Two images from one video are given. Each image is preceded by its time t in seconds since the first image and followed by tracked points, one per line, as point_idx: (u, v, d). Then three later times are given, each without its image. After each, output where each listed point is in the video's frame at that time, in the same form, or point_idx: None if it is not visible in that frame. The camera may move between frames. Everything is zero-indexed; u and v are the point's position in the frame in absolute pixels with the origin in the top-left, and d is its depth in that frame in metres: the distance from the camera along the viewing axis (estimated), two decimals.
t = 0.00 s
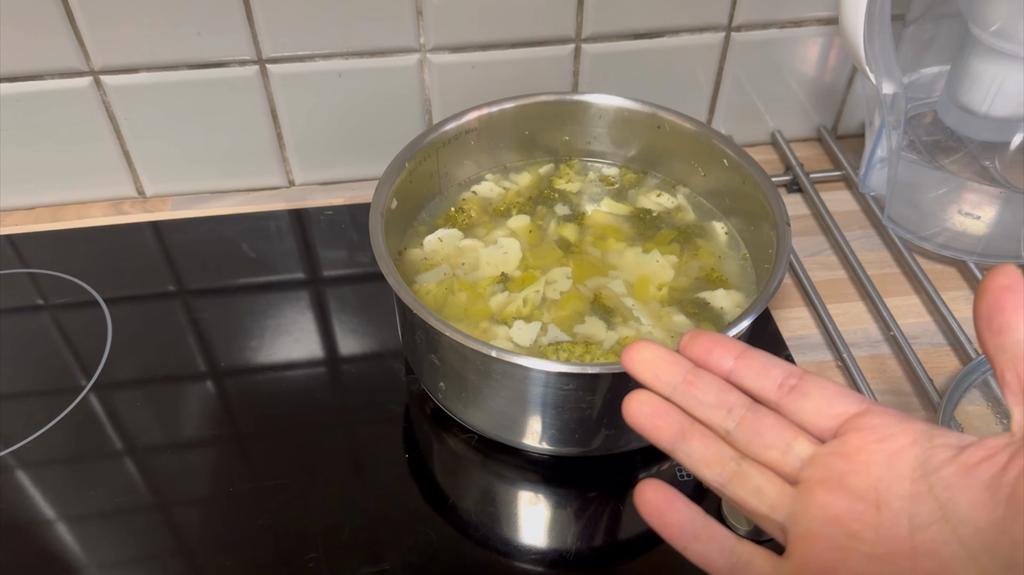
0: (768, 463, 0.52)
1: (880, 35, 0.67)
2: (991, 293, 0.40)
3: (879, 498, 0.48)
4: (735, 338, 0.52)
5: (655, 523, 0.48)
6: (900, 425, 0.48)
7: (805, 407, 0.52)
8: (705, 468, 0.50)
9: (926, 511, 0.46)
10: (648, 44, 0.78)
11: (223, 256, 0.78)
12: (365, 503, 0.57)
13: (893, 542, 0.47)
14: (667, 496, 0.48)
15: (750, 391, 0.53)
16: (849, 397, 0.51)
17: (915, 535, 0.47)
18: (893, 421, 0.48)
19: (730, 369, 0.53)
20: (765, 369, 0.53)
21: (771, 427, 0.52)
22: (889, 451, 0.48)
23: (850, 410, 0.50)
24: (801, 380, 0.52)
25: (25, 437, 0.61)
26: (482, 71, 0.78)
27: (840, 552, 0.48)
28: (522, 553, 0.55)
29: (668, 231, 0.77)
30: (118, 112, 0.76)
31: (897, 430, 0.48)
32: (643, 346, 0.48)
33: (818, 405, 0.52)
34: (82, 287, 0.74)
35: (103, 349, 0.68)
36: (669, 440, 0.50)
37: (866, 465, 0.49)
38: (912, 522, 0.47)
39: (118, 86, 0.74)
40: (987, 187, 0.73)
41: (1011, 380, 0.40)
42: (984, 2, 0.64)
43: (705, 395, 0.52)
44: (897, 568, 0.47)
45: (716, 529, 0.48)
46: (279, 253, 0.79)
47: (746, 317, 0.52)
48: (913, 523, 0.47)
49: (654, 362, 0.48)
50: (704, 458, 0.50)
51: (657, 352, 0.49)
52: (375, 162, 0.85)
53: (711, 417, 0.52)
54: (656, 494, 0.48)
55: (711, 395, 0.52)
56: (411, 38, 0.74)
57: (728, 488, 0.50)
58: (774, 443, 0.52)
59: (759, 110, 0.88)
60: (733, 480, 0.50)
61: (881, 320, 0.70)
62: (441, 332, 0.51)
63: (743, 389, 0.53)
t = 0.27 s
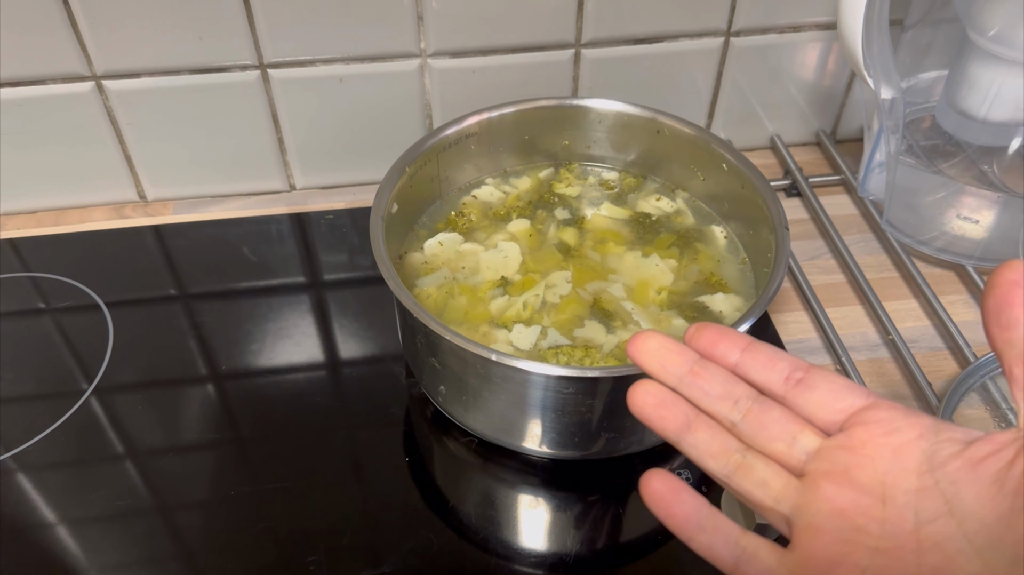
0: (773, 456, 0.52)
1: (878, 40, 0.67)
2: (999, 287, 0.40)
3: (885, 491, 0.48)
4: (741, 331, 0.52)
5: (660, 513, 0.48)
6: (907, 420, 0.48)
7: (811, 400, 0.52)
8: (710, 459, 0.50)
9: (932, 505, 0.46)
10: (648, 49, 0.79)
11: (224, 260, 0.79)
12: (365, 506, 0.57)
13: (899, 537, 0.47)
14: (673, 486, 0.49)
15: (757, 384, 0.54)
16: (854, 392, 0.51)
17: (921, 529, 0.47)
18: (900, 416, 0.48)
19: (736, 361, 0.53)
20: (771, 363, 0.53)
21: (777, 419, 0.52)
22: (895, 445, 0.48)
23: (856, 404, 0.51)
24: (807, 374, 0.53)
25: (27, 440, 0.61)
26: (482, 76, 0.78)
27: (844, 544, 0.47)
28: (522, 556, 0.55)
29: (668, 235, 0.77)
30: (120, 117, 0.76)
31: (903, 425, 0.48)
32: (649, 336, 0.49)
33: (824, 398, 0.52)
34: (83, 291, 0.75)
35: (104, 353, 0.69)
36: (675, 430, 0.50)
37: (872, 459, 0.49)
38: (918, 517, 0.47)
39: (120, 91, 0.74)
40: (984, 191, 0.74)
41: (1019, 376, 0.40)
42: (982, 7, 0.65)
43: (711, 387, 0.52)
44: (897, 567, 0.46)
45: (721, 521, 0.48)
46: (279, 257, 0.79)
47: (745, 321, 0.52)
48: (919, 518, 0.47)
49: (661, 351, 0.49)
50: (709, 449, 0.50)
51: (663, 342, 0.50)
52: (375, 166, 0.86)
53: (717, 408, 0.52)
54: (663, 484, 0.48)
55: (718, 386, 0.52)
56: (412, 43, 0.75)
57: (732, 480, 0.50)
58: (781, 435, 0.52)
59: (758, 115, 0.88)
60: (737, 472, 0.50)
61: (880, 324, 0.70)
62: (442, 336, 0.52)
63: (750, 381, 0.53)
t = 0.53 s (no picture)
0: (775, 450, 0.51)
1: (877, 45, 0.68)
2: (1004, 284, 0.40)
3: (888, 489, 0.47)
4: (744, 327, 0.52)
5: (662, 505, 0.49)
6: (911, 417, 0.46)
7: (815, 396, 0.51)
8: (712, 454, 0.50)
9: (934, 502, 0.44)
10: (647, 54, 0.79)
11: (225, 264, 0.79)
12: (365, 511, 0.57)
13: (902, 534, 0.46)
14: (675, 479, 0.48)
15: (761, 381, 0.53)
16: (859, 389, 0.50)
17: (924, 526, 0.45)
18: (904, 413, 0.46)
19: (739, 358, 0.53)
20: (774, 359, 0.53)
21: (781, 415, 0.51)
22: (900, 442, 0.46)
23: (860, 401, 0.49)
24: (812, 369, 0.52)
25: (27, 445, 0.61)
26: (482, 81, 0.79)
27: (846, 542, 0.47)
28: (522, 560, 0.55)
29: (667, 239, 0.77)
30: (121, 121, 0.76)
31: (908, 421, 0.46)
32: (651, 328, 0.50)
33: (829, 395, 0.51)
34: (84, 295, 0.75)
35: (104, 358, 0.69)
36: (677, 424, 0.49)
37: (876, 456, 0.47)
38: (921, 515, 0.45)
39: (121, 96, 0.74)
40: (983, 196, 0.74)
41: None
42: (980, 12, 0.65)
43: (715, 381, 0.51)
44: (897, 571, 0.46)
45: (724, 513, 0.48)
46: (280, 261, 0.79)
47: (744, 326, 0.52)
48: (922, 515, 0.45)
49: (663, 345, 0.50)
50: (712, 444, 0.50)
51: (667, 336, 0.50)
52: (376, 171, 0.86)
53: (720, 403, 0.51)
54: (665, 477, 0.48)
55: (721, 380, 0.52)
56: (412, 48, 0.75)
57: (734, 475, 0.50)
58: (784, 431, 0.51)
59: (757, 120, 0.88)
60: (739, 467, 0.50)
61: (879, 328, 0.70)
62: (441, 340, 0.52)
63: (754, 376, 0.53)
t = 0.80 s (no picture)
0: (829, 390, 0.54)
1: (875, 49, 0.68)
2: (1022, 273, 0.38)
3: (938, 439, 0.51)
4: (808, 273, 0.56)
5: (710, 421, 0.47)
6: (969, 375, 0.50)
7: (875, 345, 0.54)
8: (767, 381, 0.51)
9: (987, 455, 0.49)
10: (647, 58, 0.79)
11: (226, 267, 0.79)
12: (366, 514, 0.58)
13: (946, 481, 0.50)
14: (727, 394, 0.47)
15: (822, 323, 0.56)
16: (915, 344, 0.54)
17: (969, 477, 0.49)
18: (963, 369, 0.51)
19: (802, 299, 0.56)
20: (836, 305, 0.56)
21: (839, 356, 0.54)
22: (955, 398, 0.51)
23: (916, 355, 0.53)
24: (873, 320, 0.55)
25: (28, 448, 0.61)
26: (483, 85, 0.79)
27: (886, 481, 0.49)
28: (523, 563, 0.55)
29: (667, 242, 0.78)
30: (123, 125, 0.77)
31: (965, 378, 0.50)
32: (721, 256, 0.54)
33: (886, 345, 0.54)
34: (85, 299, 0.75)
35: (105, 361, 0.69)
36: (734, 348, 0.50)
37: (929, 406, 0.51)
38: (969, 468, 0.49)
39: (123, 100, 0.75)
40: (982, 199, 0.74)
41: None
42: (979, 16, 0.65)
43: (777, 314, 0.54)
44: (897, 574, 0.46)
45: (772, 440, 0.47)
46: (280, 265, 0.80)
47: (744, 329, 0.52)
48: (969, 467, 0.50)
49: (731, 270, 0.53)
50: (768, 371, 0.51)
51: (736, 264, 0.53)
52: (376, 174, 0.86)
53: (780, 336, 0.54)
54: (717, 393, 0.47)
55: (784, 314, 0.54)
56: (413, 52, 0.75)
57: (783, 404, 0.51)
58: (840, 372, 0.54)
59: (757, 123, 0.88)
60: (788, 399, 0.51)
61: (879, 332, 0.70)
62: (443, 343, 0.52)
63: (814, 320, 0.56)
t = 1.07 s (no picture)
0: (823, 441, 0.53)
1: (872, 52, 0.68)
2: None
3: (926, 483, 0.49)
4: (801, 328, 0.56)
5: (710, 462, 0.49)
6: (955, 424, 0.49)
7: (865, 397, 0.54)
8: (762, 429, 0.52)
9: (973, 498, 0.47)
10: (645, 61, 0.80)
11: (226, 270, 0.79)
12: (365, 517, 0.58)
13: (933, 524, 0.48)
14: (727, 437, 0.49)
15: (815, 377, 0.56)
16: (906, 396, 0.53)
17: (956, 520, 0.48)
18: (949, 419, 0.50)
19: (796, 356, 0.56)
20: (830, 359, 0.56)
21: (832, 409, 0.54)
22: (942, 444, 0.49)
23: (907, 406, 0.52)
24: (865, 373, 0.54)
25: (27, 452, 0.62)
26: (482, 89, 0.79)
27: (875, 522, 0.48)
28: (522, 566, 0.55)
29: (666, 245, 0.78)
30: (122, 129, 0.77)
31: (951, 427, 0.49)
32: (720, 312, 0.52)
33: (878, 398, 0.53)
34: (85, 302, 0.75)
35: (105, 364, 0.69)
36: (733, 396, 0.50)
37: (918, 454, 0.50)
38: (957, 511, 0.48)
39: (123, 103, 0.75)
40: (979, 202, 0.75)
41: None
42: (976, 19, 0.66)
43: (774, 368, 0.53)
44: None
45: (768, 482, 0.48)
46: (280, 268, 0.80)
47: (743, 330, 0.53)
48: (956, 510, 0.48)
49: (730, 328, 0.52)
50: (763, 421, 0.52)
51: (733, 320, 0.52)
52: (376, 177, 0.86)
53: (775, 388, 0.54)
54: (718, 434, 0.49)
55: (780, 368, 0.54)
56: (412, 56, 0.75)
57: (778, 453, 0.52)
58: (832, 423, 0.54)
59: (755, 127, 0.89)
60: (785, 447, 0.52)
61: (877, 334, 0.70)
62: (441, 346, 0.52)
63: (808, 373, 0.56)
